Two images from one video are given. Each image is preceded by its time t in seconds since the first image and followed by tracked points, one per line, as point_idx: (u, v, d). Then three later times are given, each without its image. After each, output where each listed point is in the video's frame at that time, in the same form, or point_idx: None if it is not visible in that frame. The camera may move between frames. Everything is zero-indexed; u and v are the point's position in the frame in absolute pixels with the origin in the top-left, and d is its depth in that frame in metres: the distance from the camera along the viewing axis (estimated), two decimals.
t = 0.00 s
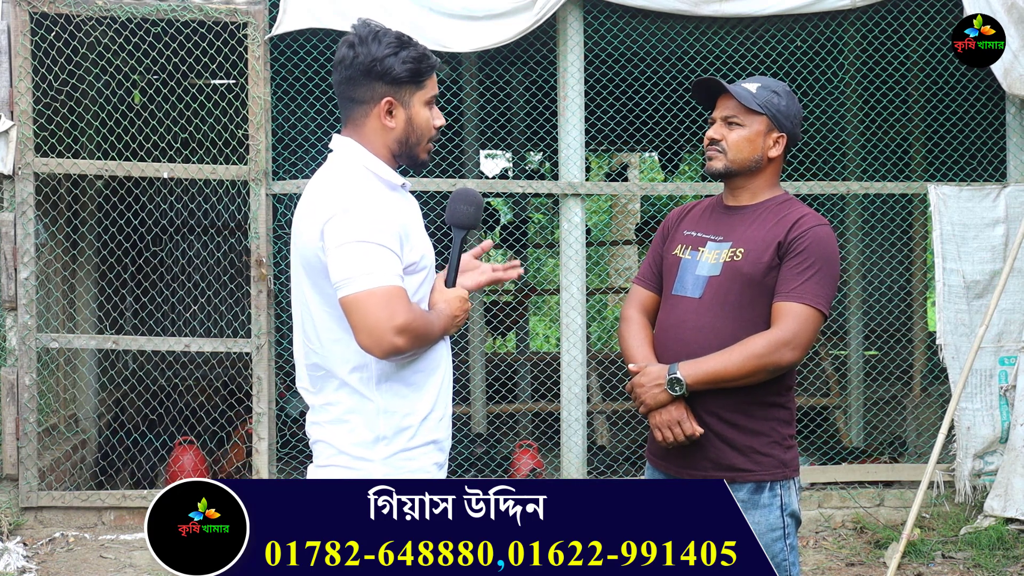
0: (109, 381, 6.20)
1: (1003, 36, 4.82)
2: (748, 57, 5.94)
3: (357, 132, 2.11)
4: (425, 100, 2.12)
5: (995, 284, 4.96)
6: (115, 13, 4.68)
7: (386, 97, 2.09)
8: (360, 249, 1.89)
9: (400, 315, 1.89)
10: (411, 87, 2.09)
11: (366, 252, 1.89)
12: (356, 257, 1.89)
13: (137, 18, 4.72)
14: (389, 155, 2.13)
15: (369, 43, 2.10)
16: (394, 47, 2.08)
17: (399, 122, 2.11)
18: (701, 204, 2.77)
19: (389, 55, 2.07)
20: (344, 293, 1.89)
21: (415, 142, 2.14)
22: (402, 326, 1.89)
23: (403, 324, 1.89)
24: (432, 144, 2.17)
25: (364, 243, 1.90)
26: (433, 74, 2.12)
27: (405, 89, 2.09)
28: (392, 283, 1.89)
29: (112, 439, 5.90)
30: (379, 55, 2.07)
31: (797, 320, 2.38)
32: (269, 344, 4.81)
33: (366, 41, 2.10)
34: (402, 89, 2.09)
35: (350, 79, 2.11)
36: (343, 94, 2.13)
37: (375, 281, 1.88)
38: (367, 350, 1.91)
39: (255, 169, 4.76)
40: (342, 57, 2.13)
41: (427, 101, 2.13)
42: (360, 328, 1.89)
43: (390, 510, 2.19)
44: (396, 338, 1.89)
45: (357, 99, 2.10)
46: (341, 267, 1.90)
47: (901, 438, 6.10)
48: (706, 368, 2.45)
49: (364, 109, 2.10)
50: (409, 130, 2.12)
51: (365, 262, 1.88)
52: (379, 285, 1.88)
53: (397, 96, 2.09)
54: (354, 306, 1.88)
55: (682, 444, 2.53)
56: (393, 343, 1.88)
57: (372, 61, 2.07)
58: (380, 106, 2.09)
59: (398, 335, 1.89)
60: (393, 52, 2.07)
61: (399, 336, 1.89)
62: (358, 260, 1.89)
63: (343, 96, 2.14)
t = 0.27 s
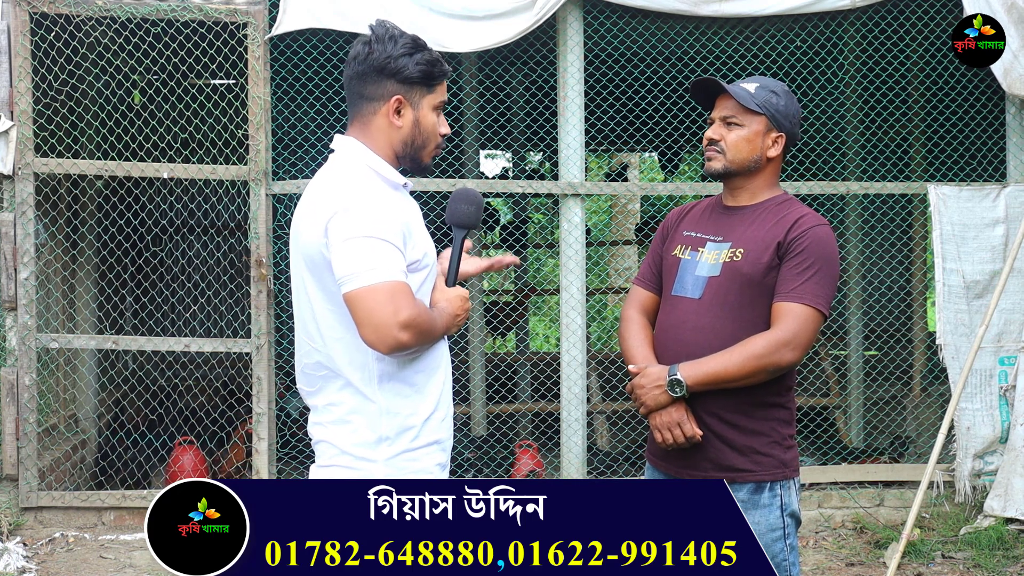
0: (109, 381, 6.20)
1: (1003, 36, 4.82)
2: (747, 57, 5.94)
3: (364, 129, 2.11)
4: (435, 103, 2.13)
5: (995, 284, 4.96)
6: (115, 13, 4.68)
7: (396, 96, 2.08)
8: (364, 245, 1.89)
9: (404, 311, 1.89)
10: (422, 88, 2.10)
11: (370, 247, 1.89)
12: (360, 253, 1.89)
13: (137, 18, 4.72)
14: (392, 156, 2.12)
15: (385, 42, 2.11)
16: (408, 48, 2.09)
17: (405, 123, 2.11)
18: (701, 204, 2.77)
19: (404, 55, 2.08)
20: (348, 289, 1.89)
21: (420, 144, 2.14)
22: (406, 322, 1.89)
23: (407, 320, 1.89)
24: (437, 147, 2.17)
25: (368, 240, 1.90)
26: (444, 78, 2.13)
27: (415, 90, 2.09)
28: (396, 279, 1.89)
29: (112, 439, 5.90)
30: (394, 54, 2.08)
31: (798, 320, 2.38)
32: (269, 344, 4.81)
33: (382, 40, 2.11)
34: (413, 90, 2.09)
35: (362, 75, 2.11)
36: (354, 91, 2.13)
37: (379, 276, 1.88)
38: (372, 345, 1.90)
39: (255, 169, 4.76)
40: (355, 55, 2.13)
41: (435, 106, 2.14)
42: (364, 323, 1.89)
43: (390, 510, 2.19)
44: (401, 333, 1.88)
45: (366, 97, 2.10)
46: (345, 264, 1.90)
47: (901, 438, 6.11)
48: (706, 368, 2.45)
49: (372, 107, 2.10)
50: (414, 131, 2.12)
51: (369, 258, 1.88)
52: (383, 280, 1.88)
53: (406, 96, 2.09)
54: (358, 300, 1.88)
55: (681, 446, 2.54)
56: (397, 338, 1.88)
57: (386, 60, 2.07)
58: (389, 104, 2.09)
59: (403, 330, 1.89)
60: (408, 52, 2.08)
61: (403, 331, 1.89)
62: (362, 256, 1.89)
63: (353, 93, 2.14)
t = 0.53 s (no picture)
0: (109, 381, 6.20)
1: (1003, 36, 4.81)
2: (747, 57, 5.95)
3: (365, 128, 2.11)
4: (435, 100, 2.13)
5: (995, 284, 4.96)
6: (115, 13, 4.68)
7: (396, 95, 2.08)
8: (366, 245, 1.89)
9: (406, 311, 1.89)
10: (421, 86, 2.10)
11: (372, 248, 1.89)
12: (364, 253, 1.89)
13: (138, 18, 4.72)
14: (394, 155, 2.12)
15: (382, 41, 2.11)
16: (406, 45, 2.09)
17: (407, 122, 2.10)
18: (701, 204, 2.77)
19: (401, 54, 2.08)
20: (350, 289, 1.89)
21: (422, 143, 2.14)
22: (408, 322, 1.89)
23: (409, 320, 1.88)
24: (437, 146, 2.17)
25: (371, 240, 1.90)
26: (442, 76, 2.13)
27: (415, 88, 2.10)
28: (398, 280, 1.89)
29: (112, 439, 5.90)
30: (391, 53, 2.08)
31: (798, 320, 2.38)
32: (269, 344, 4.81)
33: (379, 39, 2.11)
34: (412, 88, 2.09)
35: (360, 75, 2.11)
36: (354, 91, 2.12)
37: (381, 277, 1.88)
38: (374, 345, 1.90)
39: (255, 169, 4.76)
40: (354, 55, 2.13)
41: (436, 104, 2.14)
42: (366, 323, 1.89)
43: (390, 510, 2.19)
44: (403, 333, 1.88)
45: (367, 97, 2.10)
46: (347, 264, 1.89)
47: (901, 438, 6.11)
48: (706, 368, 2.45)
49: (372, 107, 2.10)
50: (416, 130, 2.12)
51: (371, 259, 1.88)
52: (386, 280, 1.88)
53: (407, 94, 2.09)
54: (361, 300, 1.88)
55: (681, 447, 2.54)
56: (400, 339, 1.88)
57: (384, 59, 2.08)
58: (389, 103, 2.09)
59: (405, 331, 1.89)
60: (405, 50, 2.09)
61: (405, 332, 1.89)
62: (364, 256, 1.88)
63: (352, 94, 2.13)
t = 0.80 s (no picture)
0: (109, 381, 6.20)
1: (1003, 36, 4.81)
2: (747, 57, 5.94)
3: (376, 126, 2.10)
4: (444, 104, 2.16)
5: (995, 284, 4.95)
6: (115, 13, 4.68)
7: (413, 95, 2.09)
8: (365, 249, 1.89)
9: (406, 315, 1.89)
10: (435, 89, 2.12)
11: (371, 251, 1.89)
12: (363, 256, 1.89)
13: (138, 18, 4.72)
14: (400, 155, 2.12)
15: (401, 41, 2.12)
16: (423, 48, 2.12)
17: (420, 123, 2.12)
18: (701, 204, 2.77)
19: (420, 55, 2.10)
20: (349, 292, 1.89)
21: (427, 145, 2.16)
22: (408, 326, 1.89)
23: (409, 323, 1.89)
24: (438, 148, 2.19)
25: (370, 243, 1.90)
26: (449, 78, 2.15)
27: (430, 90, 2.12)
28: (397, 283, 1.89)
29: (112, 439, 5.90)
30: (412, 54, 2.09)
31: (797, 321, 2.38)
32: (269, 344, 4.81)
33: (397, 39, 2.12)
34: (428, 90, 2.11)
35: (377, 73, 2.09)
36: (365, 89, 2.10)
37: (380, 280, 1.88)
38: (373, 349, 1.91)
39: (255, 169, 4.76)
40: (364, 54, 2.12)
41: (444, 106, 2.17)
42: (366, 327, 1.89)
43: (390, 510, 2.19)
44: (402, 337, 1.89)
45: (379, 96, 2.09)
46: (346, 267, 1.89)
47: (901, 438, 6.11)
48: (706, 369, 2.45)
49: (384, 106, 2.09)
50: (426, 131, 2.14)
51: (370, 262, 1.88)
52: (385, 284, 1.88)
53: (422, 96, 2.11)
54: (360, 305, 1.88)
55: (681, 447, 2.53)
56: (400, 342, 1.89)
57: (405, 59, 2.08)
58: (405, 103, 2.09)
59: (405, 334, 1.89)
60: (422, 52, 2.11)
61: (405, 336, 1.89)
62: (363, 260, 1.88)
63: (359, 92, 2.12)
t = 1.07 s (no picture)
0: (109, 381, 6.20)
1: (1003, 36, 4.81)
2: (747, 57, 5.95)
3: (376, 126, 2.10)
4: (443, 105, 2.15)
5: (995, 284, 4.95)
6: (116, 13, 4.68)
7: (411, 97, 2.09)
8: (367, 249, 1.89)
9: (408, 314, 1.89)
10: (434, 91, 2.12)
11: (373, 251, 1.89)
12: (365, 255, 1.89)
13: (138, 18, 4.72)
14: (399, 156, 2.12)
15: (400, 42, 2.11)
16: (422, 49, 2.11)
17: (418, 125, 2.11)
18: (701, 204, 2.77)
19: (419, 57, 2.09)
20: (352, 292, 1.89)
21: (427, 146, 2.15)
22: (411, 326, 1.90)
23: (412, 323, 1.89)
24: (438, 148, 2.18)
25: (372, 243, 1.90)
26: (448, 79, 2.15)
27: (429, 92, 2.11)
28: (399, 283, 1.90)
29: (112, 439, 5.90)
30: (411, 55, 2.09)
31: (798, 320, 2.38)
32: (269, 344, 4.81)
33: (396, 40, 2.12)
34: (426, 92, 2.11)
35: (375, 75, 2.09)
36: (363, 91, 2.11)
37: (382, 280, 1.88)
38: (377, 349, 1.91)
39: (256, 169, 4.76)
40: (364, 55, 2.12)
41: (444, 108, 2.16)
42: (368, 327, 1.89)
43: (390, 510, 2.19)
44: (405, 337, 1.89)
45: (377, 97, 2.09)
46: (348, 267, 1.89)
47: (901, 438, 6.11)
48: (707, 369, 2.44)
49: (382, 108, 2.10)
50: (425, 132, 2.14)
51: (372, 262, 1.88)
52: (388, 284, 1.88)
53: (422, 97, 2.11)
54: (363, 304, 1.88)
55: (681, 447, 2.54)
56: (402, 342, 1.89)
57: (403, 61, 2.08)
58: (403, 105, 2.09)
59: (407, 334, 1.89)
60: (422, 54, 2.10)
61: (408, 335, 1.89)
62: (365, 259, 1.88)
63: (359, 94, 2.12)
